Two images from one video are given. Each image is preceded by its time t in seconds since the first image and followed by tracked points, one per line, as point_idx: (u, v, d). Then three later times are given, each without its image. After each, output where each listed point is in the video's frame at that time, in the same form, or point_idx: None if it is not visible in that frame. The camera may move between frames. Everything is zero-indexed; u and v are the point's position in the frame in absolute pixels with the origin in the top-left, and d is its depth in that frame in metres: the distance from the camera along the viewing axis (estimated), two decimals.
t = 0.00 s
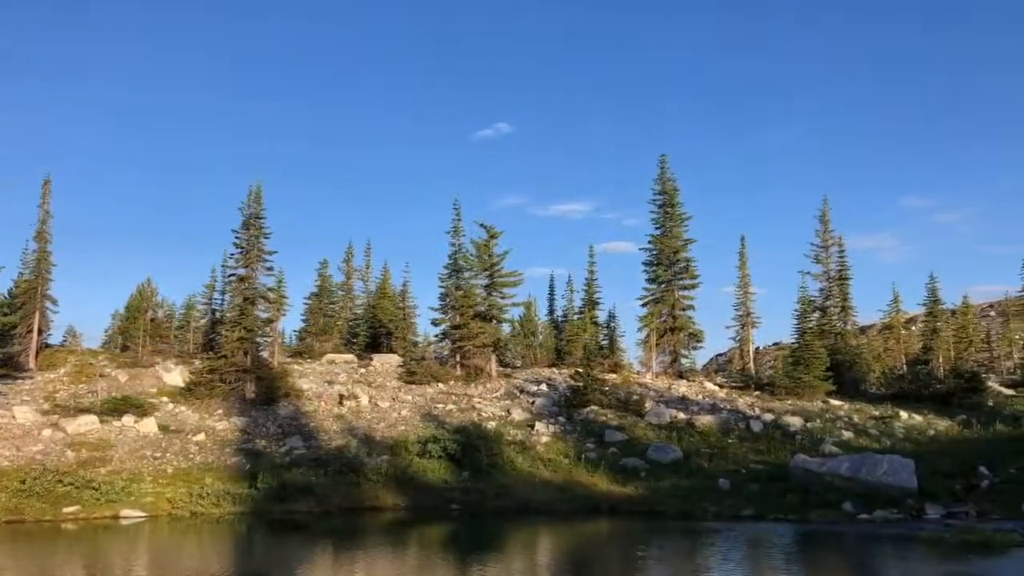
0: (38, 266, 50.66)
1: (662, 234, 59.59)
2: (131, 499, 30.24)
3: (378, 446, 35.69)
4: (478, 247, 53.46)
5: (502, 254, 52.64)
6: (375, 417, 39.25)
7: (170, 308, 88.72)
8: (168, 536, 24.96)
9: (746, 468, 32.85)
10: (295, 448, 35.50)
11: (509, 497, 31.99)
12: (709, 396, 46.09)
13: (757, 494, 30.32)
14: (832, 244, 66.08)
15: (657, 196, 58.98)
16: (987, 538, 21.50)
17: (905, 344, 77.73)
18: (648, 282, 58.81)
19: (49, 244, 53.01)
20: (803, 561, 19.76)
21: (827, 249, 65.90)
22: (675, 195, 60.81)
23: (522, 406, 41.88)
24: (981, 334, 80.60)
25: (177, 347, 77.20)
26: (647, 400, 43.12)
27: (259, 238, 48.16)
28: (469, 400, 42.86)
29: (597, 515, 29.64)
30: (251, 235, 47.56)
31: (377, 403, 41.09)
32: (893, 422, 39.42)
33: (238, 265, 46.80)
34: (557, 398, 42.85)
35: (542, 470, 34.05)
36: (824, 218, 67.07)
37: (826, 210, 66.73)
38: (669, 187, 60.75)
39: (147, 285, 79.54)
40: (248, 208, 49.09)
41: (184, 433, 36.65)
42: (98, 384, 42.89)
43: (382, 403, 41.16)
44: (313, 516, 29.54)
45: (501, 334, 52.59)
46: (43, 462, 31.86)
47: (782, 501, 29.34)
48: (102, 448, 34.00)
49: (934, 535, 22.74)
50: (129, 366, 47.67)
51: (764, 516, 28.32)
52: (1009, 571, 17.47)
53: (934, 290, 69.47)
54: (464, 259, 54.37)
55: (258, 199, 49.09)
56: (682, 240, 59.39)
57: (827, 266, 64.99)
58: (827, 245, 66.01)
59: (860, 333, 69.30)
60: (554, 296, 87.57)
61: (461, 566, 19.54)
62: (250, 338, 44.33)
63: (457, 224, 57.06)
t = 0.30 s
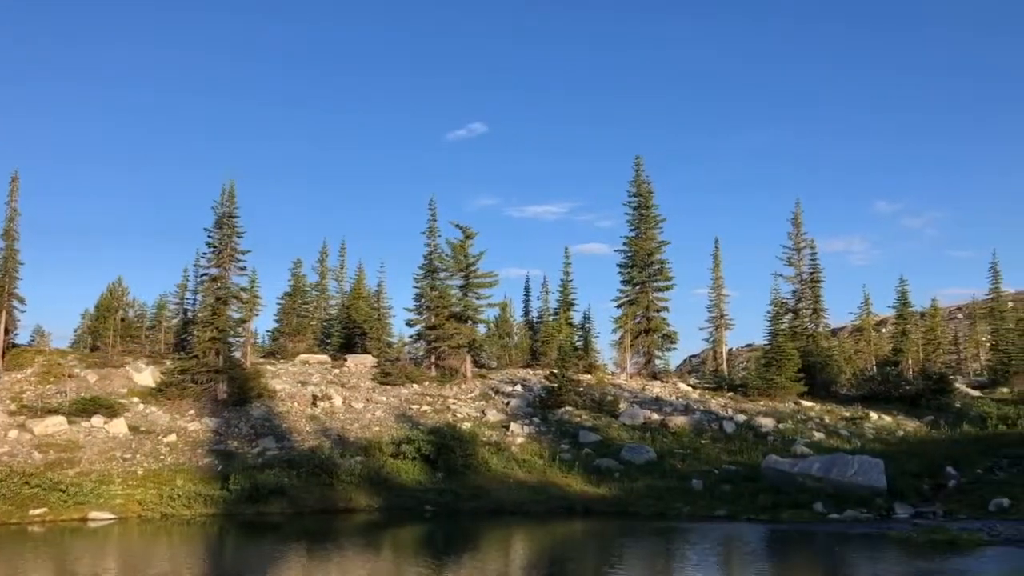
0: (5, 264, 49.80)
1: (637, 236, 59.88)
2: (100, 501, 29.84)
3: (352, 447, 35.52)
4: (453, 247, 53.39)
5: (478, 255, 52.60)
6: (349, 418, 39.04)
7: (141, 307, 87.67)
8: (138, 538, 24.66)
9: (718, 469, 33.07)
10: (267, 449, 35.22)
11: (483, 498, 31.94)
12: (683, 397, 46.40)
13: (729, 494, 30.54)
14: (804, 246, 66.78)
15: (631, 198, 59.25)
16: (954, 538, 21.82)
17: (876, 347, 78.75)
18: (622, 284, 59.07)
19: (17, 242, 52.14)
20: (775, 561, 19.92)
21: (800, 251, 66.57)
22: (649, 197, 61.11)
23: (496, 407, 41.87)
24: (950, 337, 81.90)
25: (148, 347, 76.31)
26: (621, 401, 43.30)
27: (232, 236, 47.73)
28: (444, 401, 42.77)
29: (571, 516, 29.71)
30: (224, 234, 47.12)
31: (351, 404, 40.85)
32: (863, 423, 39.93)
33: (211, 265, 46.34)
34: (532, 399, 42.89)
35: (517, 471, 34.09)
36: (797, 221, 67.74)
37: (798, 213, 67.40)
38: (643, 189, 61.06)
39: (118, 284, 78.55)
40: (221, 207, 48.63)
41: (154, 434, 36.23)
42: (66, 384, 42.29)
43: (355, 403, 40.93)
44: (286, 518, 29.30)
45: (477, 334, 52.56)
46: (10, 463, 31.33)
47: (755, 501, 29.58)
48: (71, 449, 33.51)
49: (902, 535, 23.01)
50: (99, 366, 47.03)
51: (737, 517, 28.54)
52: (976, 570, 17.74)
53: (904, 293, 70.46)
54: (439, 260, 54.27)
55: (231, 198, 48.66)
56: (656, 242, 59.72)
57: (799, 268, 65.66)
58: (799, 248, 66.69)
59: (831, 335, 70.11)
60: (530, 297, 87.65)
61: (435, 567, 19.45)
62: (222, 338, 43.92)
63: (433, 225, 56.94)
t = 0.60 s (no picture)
0: None
1: (612, 238, 60.13)
2: (68, 503, 29.39)
3: (325, 449, 35.31)
4: (429, 248, 53.27)
5: (453, 255, 52.54)
6: (322, 419, 38.80)
7: (111, 306, 86.59)
8: (106, 541, 24.32)
9: (691, 469, 33.26)
10: (239, 450, 34.90)
11: (457, 499, 31.89)
12: (657, 398, 46.67)
13: (702, 495, 30.75)
14: (777, 249, 67.42)
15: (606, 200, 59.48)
16: (921, 537, 22.14)
17: (847, 348, 79.73)
18: (597, 285, 59.28)
19: None
20: (746, 561, 20.08)
21: (772, 254, 67.19)
22: (624, 199, 61.40)
23: (471, 408, 41.83)
24: (919, 339, 83.11)
25: (118, 347, 75.32)
26: (595, 402, 43.42)
27: (204, 236, 47.26)
28: (418, 402, 42.64)
29: (545, 517, 29.72)
30: (197, 233, 46.64)
31: (324, 405, 40.58)
32: (834, 424, 40.38)
33: (183, 264, 45.86)
34: (507, 400, 42.90)
35: (491, 472, 34.08)
36: (769, 224, 68.39)
37: (771, 216, 68.05)
38: (618, 191, 61.32)
39: (88, 283, 77.50)
40: (193, 206, 48.13)
41: (124, 435, 35.78)
42: (34, 385, 41.66)
43: (329, 405, 40.68)
44: (258, 520, 29.06)
45: (452, 335, 52.50)
46: None
47: (727, 502, 29.81)
48: (38, 450, 32.99)
49: (871, 534, 23.30)
50: (67, 366, 46.38)
51: (709, 517, 28.74)
52: (942, 568, 18.01)
53: (874, 296, 71.38)
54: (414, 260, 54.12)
55: (204, 197, 48.17)
56: (631, 244, 60.01)
57: (772, 271, 66.26)
58: (772, 251, 67.32)
59: (803, 337, 70.79)
60: (505, 298, 87.65)
61: (408, 569, 19.36)
62: (194, 338, 43.47)
63: (408, 225, 56.77)
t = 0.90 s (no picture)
0: None
1: (587, 239, 60.33)
2: (35, 506, 28.93)
3: (298, 450, 35.08)
4: (404, 248, 53.13)
5: (428, 256, 52.44)
6: (295, 420, 38.54)
7: (80, 306, 85.39)
8: (74, 544, 23.95)
9: (665, 470, 33.45)
10: (211, 451, 34.57)
11: (431, 500, 31.83)
12: (631, 399, 46.91)
13: (675, 495, 30.96)
14: (750, 252, 68.04)
15: (581, 202, 59.68)
16: (889, 536, 22.45)
17: (818, 350, 80.64)
18: (572, 287, 59.44)
19: None
20: (718, 561, 20.27)
21: (745, 256, 67.78)
22: (600, 201, 61.64)
23: (445, 409, 41.78)
24: (889, 341, 84.23)
25: (87, 347, 74.28)
26: (570, 403, 43.55)
27: (176, 235, 46.75)
28: (392, 403, 42.49)
29: (520, 518, 29.72)
30: (169, 232, 46.12)
31: (297, 406, 40.30)
32: (805, 425, 40.80)
33: (154, 263, 45.33)
34: (482, 401, 42.90)
35: (466, 473, 34.06)
36: (743, 227, 68.96)
37: (744, 219, 68.64)
38: (594, 193, 61.57)
39: (56, 283, 76.36)
40: (166, 204, 47.58)
41: (93, 436, 35.30)
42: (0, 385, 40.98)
43: (302, 406, 40.41)
44: (230, 522, 28.81)
45: (427, 336, 52.40)
46: None
47: (700, 502, 30.03)
48: (4, 452, 32.46)
49: (841, 534, 23.59)
50: (35, 366, 45.66)
51: (682, 517, 28.94)
52: (910, 566, 18.32)
53: (845, 299, 72.23)
54: (389, 261, 53.95)
55: (177, 195, 47.64)
56: (606, 246, 60.28)
57: (745, 273, 66.83)
58: (745, 253, 67.91)
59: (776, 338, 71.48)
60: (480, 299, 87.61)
61: (381, 571, 19.30)
62: (166, 338, 42.97)
63: (383, 226, 56.58)
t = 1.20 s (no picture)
0: None
1: (562, 241, 60.46)
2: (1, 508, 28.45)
3: (271, 451, 34.81)
4: (379, 248, 52.94)
5: (403, 256, 52.28)
6: (268, 421, 38.24)
7: (48, 305, 84.13)
8: (41, 547, 23.58)
9: (638, 471, 33.61)
10: (183, 452, 34.19)
11: (406, 501, 31.73)
12: (605, 399, 47.09)
13: (649, 495, 31.12)
14: (724, 254, 68.57)
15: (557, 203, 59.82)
16: (859, 536, 22.73)
17: (790, 351, 81.43)
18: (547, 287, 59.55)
19: None
20: (691, 560, 20.40)
21: (719, 258, 68.29)
22: (575, 202, 61.81)
23: (420, 410, 41.67)
24: (859, 343, 85.24)
25: (56, 347, 73.23)
26: (545, 404, 43.63)
27: (148, 233, 46.23)
28: (367, 404, 42.30)
29: (494, 519, 29.72)
30: (140, 231, 45.60)
31: (270, 407, 39.98)
32: (777, 426, 41.20)
33: (126, 262, 44.79)
34: (457, 402, 42.83)
35: (440, 474, 34.01)
36: (717, 229, 69.47)
37: (718, 222, 69.15)
38: (570, 194, 61.73)
39: (25, 281, 75.21)
40: (137, 202, 47.05)
41: (61, 437, 34.79)
42: None
43: (275, 406, 40.10)
44: (201, 523, 28.53)
45: (401, 337, 52.26)
46: None
47: (673, 502, 30.23)
48: None
49: (812, 534, 23.85)
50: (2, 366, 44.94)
51: (655, 518, 29.10)
52: (880, 565, 18.56)
53: (817, 301, 72.99)
54: (364, 261, 53.71)
55: (149, 193, 47.12)
56: (582, 247, 60.46)
57: (718, 275, 67.33)
58: (719, 255, 68.43)
59: (748, 340, 72.10)
60: (455, 300, 87.50)
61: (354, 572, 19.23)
62: (137, 338, 42.46)
63: (358, 225, 56.34)
